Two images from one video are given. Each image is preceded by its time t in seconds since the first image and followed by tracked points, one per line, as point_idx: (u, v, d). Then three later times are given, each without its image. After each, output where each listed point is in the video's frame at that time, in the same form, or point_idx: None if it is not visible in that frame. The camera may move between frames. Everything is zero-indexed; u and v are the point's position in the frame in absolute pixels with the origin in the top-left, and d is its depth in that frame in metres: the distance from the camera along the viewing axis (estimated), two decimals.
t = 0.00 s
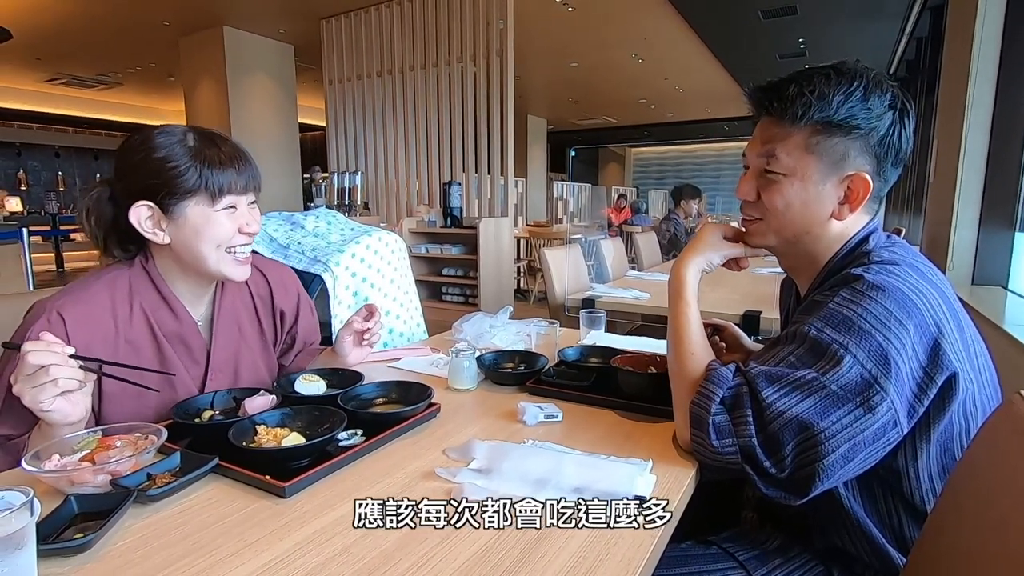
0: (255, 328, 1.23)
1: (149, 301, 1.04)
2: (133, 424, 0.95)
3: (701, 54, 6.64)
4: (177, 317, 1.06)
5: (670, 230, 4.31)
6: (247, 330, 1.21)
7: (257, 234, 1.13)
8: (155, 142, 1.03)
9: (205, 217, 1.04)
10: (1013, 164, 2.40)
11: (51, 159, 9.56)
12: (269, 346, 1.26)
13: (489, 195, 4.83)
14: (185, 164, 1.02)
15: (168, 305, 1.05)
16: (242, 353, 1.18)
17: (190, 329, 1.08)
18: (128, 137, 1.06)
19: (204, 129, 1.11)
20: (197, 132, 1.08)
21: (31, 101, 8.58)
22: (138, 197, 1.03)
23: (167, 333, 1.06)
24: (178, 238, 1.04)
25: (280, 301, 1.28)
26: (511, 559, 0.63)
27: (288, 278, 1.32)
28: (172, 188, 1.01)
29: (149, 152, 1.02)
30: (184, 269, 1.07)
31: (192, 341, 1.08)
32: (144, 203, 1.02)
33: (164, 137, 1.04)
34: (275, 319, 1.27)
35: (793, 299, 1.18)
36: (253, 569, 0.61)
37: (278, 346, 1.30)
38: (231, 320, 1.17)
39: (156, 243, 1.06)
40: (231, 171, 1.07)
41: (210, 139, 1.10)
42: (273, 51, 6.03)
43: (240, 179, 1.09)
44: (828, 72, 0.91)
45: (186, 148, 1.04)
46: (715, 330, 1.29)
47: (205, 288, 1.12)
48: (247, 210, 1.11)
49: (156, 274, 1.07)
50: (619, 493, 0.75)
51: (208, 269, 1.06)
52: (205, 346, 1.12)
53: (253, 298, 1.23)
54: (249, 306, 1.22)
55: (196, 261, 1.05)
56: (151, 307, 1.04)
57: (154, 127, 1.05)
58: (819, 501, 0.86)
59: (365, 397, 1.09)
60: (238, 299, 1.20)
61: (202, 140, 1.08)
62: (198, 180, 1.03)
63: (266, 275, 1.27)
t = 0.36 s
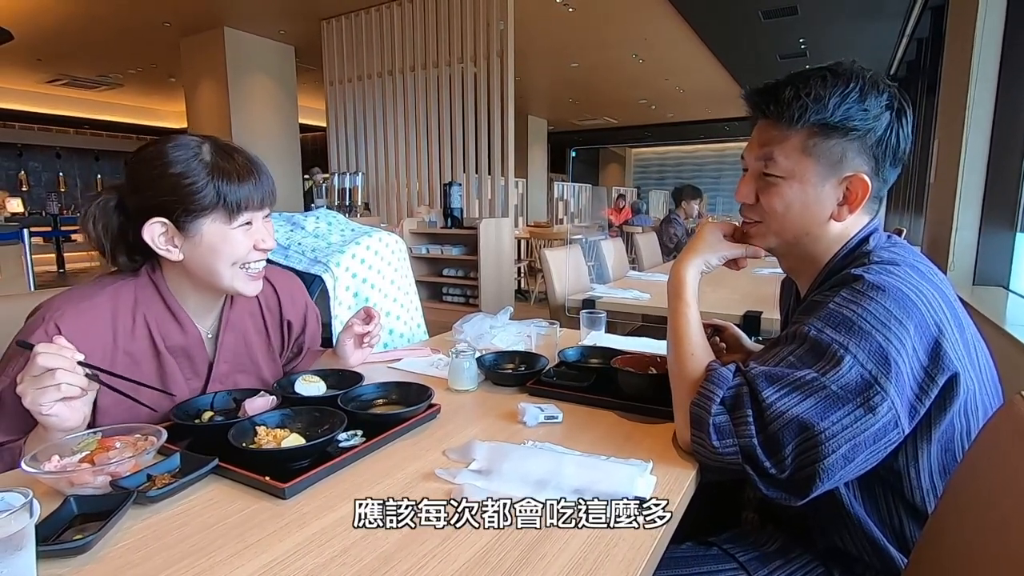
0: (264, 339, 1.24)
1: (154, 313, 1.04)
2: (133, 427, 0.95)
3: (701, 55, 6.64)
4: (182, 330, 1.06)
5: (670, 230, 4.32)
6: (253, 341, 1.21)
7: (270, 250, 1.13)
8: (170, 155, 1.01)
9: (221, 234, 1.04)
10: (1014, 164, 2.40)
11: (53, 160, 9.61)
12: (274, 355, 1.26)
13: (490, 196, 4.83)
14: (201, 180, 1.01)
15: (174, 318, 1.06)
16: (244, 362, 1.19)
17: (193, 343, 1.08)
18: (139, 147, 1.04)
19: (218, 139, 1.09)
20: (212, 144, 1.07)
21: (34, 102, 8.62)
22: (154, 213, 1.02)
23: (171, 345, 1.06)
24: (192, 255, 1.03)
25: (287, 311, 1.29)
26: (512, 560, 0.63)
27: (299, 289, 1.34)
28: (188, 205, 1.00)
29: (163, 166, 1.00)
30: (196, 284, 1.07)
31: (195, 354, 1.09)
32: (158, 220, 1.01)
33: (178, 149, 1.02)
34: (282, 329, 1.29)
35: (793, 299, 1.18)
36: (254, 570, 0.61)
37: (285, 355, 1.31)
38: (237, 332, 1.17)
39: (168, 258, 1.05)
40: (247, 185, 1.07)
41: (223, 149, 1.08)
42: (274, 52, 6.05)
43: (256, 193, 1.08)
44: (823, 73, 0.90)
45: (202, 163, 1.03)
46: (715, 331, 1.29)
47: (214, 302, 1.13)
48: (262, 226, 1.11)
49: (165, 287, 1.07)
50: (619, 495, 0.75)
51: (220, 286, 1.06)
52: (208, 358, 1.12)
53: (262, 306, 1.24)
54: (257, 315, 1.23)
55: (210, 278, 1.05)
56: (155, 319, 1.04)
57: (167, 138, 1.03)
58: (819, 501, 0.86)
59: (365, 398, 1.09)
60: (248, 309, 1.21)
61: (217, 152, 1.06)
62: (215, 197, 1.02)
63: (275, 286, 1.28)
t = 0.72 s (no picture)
0: (247, 322, 1.24)
1: (134, 298, 1.05)
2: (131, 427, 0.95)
3: (701, 56, 6.64)
4: (163, 312, 1.06)
5: (671, 231, 4.32)
6: (238, 326, 1.21)
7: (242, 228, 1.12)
8: (136, 136, 1.02)
9: (188, 211, 1.04)
10: (1014, 165, 2.40)
11: (54, 161, 9.62)
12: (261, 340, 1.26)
13: (490, 197, 4.83)
14: (164, 158, 1.02)
15: (154, 301, 1.06)
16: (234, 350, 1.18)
17: (177, 325, 1.08)
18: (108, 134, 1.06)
19: (188, 124, 1.11)
20: (179, 128, 1.08)
21: (34, 104, 8.62)
22: (121, 192, 1.02)
23: (154, 329, 1.05)
24: (162, 233, 1.04)
25: (268, 294, 1.29)
26: (512, 561, 0.64)
27: (276, 273, 1.34)
28: (154, 182, 1.01)
29: (129, 147, 1.02)
30: (171, 264, 1.07)
31: (180, 337, 1.08)
32: (127, 198, 1.02)
33: (145, 130, 1.03)
34: (265, 312, 1.28)
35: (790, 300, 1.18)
36: (255, 571, 0.61)
37: (270, 341, 1.31)
38: (221, 316, 1.17)
39: (139, 238, 1.06)
40: (213, 164, 1.07)
41: (192, 133, 1.09)
42: (275, 53, 6.05)
43: (222, 172, 1.09)
44: (821, 74, 0.93)
45: (168, 143, 1.04)
46: (714, 333, 1.29)
47: (192, 282, 1.13)
48: (231, 205, 1.10)
49: (141, 271, 1.07)
50: (619, 498, 0.75)
51: (193, 264, 1.06)
52: (195, 343, 1.12)
53: (241, 293, 1.24)
54: (238, 301, 1.23)
55: (182, 255, 1.05)
56: (135, 304, 1.04)
57: (135, 121, 1.05)
58: (820, 503, 0.86)
59: (365, 400, 1.09)
60: (225, 292, 1.21)
61: (184, 134, 1.07)
62: (180, 174, 1.02)
63: (253, 271, 1.29)
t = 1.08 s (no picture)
0: (227, 315, 1.22)
1: (112, 289, 1.05)
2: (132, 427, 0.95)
3: (701, 57, 6.65)
4: (141, 304, 1.06)
5: (672, 233, 4.33)
6: (218, 318, 1.20)
7: (213, 222, 1.13)
8: (112, 130, 1.04)
9: (157, 202, 1.04)
10: (1015, 166, 2.40)
11: (55, 163, 9.65)
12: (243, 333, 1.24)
13: (491, 198, 4.83)
14: (137, 152, 1.03)
15: (131, 293, 1.06)
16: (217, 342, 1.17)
17: (157, 316, 1.07)
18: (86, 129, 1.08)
19: (167, 122, 1.12)
20: (156, 124, 1.09)
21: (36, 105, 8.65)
22: (93, 183, 1.04)
23: (134, 319, 1.05)
24: (133, 223, 1.04)
25: (246, 285, 1.27)
26: (514, 563, 0.64)
27: (254, 264, 1.31)
28: (126, 173, 1.02)
29: (106, 140, 1.03)
30: (144, 255, 1.07)
31: (160, 328, 1.08)
32: (99, 188, 1.03)
33: (121, 126, 1.05)
34: (245, 304, 1.26)
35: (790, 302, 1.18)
36: (258, 572, 0.62)
37: (254, 334, 1.28)
38: (202, 307, 1.17)
39: (112, 228, 1.06)
40: (185, 159, 1.08)
41: (170, 130, 1.10)
42: (276, 55, 6.06)
43: (195, 168, 1.09)
44: (824, 75, 0.94)
45: (142, 138, 1.05)
46: (717, 335, 1.29)
47: (169, 273, 1.12)
48: (203, 199, 1.11)
49: (117, 264, 1.07)
50: (621, 500, 0.75)
51: (164, 255, 1.06)
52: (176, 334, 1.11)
53: (219, 286, 1.23)
54: (217, 293, 1.22)
55: (153, 246, 1.05)
56: (114, 296, 1.05)
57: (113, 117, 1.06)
58: (821, 504, 0.86)
59: (366, 401, 1.09)
60: (204, 285, 1.19)
61: (160, 131, 1.08)
62: (151, 167, 1.03)
63: (229, 264, 1.27)
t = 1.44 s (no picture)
0: (225, 314, 1.22)
1: (110, 289, 1.05)
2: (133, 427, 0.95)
3: (702, 59, 6.65)
4: (139, 302, 1.06)
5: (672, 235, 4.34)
6: (217, 318, 1.20)
7: (208, 219, 1.12)
8: (105, 128, 1.04)
9: (152, 199, 1.04)
10: (1016, 168, 2.40)
11: (57, 163, 9.68)
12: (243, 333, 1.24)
13: (491, 200, 4.84)
14: (129, 149, 1.02)
15: (129, 292, 1.06)
16: (215, 341, 1.17)
17: (156, 315, 1.08)
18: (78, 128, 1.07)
19: (161, 120, 1.11)
20: (150, 122, 1.09)
21: (37, 106, 8.67)
22: (88, 181, 1.04)
23: (132, 318, 1.06)
24: (129, 221, 1.04)
25: (245, 285, 1.27)
26: (515, 563, 0.64)
27: (251, 264, 1.31)
28: (121, 170, 1.02)
29: (99, 137, 1.03)
30: (140, 252, 1.07)
31: (158, 327, 1.08)
32: (94, 185, 1.03)
33: (114, 123, 1.04)
34: (243, 303, 1.26)
35: (790, 304, 1.18)
36: (259, 572, 0.62)
37: (252, 334, 1.28)
38: (200, 306, 1.17)
39: (109, 226, 1.06)
40: (178, 156, 1.07)
41: (163, 127, 1.10)
42: (277, 56, 6.07)
43: (189, 164, 1.09)
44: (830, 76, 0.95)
45: (135, 135, 1.04)
46: (718, 337, 1.29)
47: (165, 271, 1.12)
48: (198, 195, 1.11)
49: (115, 263, 1.07)
50: (621, 501, 0.75)
51: (161, 253, 1.06)
52: (174, 333, 1.11)
53: (218, 286, 1.23)
54: (215, 293, 1.22)
55: (149, 244, 1.05)
56: (113, 295, 1.05)
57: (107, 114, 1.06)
58: (822, 506, 0.85)
59: (367, 402, 1.09)
60: (202, 284, 1.19)
61: (153, 128, 1.08)
62: (145, 163, 1.03)
63: (228, 264, 1.27)
